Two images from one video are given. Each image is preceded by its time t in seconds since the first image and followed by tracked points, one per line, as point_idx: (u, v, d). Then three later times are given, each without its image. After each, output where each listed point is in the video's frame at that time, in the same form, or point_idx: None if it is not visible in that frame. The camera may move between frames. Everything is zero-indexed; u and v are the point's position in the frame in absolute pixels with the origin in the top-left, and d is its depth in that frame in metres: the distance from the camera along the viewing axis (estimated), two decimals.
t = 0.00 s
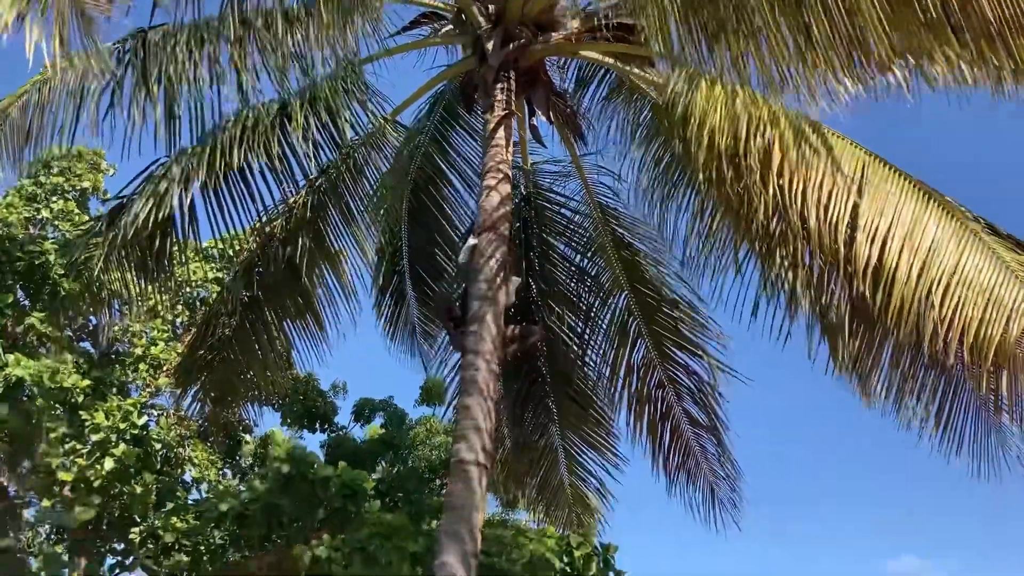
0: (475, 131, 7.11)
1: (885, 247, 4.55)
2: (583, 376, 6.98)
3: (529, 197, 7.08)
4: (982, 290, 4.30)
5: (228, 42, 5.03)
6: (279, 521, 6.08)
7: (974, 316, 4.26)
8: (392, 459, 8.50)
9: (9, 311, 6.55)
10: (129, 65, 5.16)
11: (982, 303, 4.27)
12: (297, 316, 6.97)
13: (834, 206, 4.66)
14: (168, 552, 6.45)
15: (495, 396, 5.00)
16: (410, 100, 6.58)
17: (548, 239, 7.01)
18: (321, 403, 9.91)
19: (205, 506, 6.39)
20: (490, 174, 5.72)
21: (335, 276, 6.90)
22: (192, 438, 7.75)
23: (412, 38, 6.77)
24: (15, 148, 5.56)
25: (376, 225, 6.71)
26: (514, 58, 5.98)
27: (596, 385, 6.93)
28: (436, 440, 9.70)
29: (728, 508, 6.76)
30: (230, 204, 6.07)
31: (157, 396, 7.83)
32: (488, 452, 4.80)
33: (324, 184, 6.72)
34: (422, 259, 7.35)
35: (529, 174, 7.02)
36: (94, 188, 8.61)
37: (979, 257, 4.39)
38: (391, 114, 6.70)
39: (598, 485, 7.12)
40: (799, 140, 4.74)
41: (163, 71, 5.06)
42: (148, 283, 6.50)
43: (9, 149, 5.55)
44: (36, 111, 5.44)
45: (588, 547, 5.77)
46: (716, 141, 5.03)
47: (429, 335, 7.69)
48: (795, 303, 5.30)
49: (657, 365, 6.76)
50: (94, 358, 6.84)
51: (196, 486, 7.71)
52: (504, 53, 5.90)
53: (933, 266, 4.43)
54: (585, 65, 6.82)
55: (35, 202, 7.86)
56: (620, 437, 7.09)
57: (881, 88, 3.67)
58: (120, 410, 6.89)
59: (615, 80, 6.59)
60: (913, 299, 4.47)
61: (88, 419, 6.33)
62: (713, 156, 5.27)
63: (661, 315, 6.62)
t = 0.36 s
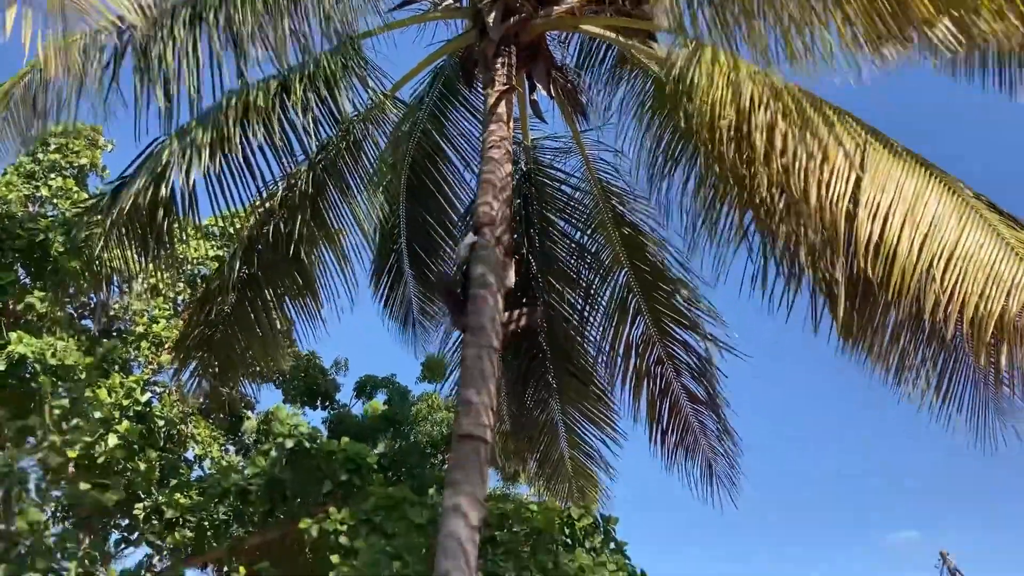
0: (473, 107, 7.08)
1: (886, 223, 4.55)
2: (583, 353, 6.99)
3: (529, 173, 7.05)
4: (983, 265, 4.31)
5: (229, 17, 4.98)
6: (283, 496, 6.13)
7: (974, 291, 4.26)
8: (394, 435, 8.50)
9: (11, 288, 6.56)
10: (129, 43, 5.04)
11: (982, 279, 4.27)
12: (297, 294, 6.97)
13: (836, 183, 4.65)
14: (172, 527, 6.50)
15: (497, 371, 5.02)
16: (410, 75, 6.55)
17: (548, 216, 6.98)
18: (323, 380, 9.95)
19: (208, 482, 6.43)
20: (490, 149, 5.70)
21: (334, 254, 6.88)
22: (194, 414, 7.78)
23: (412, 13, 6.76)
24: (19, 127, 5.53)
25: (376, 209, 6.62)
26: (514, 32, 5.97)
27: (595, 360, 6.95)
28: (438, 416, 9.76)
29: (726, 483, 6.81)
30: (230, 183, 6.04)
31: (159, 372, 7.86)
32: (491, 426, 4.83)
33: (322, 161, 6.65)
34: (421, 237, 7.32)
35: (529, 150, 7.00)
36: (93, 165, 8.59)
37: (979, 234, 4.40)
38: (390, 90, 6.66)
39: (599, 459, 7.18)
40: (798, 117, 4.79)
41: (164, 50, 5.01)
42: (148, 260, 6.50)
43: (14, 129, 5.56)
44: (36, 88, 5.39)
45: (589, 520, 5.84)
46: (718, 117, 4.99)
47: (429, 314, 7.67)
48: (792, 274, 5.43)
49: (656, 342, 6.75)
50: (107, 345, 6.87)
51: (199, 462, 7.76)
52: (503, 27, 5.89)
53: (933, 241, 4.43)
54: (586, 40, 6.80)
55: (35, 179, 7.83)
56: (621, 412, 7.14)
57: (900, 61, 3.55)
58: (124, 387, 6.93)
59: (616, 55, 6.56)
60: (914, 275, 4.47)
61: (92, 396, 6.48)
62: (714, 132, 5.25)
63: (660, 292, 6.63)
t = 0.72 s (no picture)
0: (477, 78, 6.99)
1: (892, 197, 4.51)
2: (585, 325, 6.96)
3: (530, 145, 6.99)
4: (989, 238, 4.26)
5: None
6: (286, 468, 6.14)
7: (981, 263, 4.21)
8: (396, 408, 8.48)
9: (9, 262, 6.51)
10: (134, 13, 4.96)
11: (989, 251, 4.21)
12: (297, 268, 6.92)
13: (843, 156, 4.61)
14: (176, 499, 6.53)
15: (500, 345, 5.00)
16: (410, 45, 6.45)
17: (550, 188, 6.92)
18: (325, 353, 9.95)
19: (211, 455, 6.44)
20: (492, 120, 5.63)
21: (333, 228, 6.79)
22: (197, 387, 7.77)
23: None
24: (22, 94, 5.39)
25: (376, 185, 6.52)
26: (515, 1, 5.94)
27: (595, 332, 6.95)
28: (440, 388, 9.76)
29: (725, 457, 6.81)
30: (231, 151, 5.99)
31: (161, 346, 7.84)
32: (493, 398, 4.82)
33: (325, 133, 6.56)
34: (421, 210, 7.26)
35: (531, 120, 6.95)
36: (91, 138, 8.51)
37: (986, 206, 4.36)
38: (390, 61, 6.54)
39: (600, 430, 7.20)
40: (802, 85, 4.74)
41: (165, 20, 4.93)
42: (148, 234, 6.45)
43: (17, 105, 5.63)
44: (37, 52, 5.26)
45: (591, 490, 5.86)
46: (722, 86, 4.92)
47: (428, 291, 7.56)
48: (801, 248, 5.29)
49: (657, 315, 6.74)
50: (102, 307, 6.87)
51: (202, 436, 7.77)
52: None
53: (939, 214, 4.39)
54: (590, 7, 6.68)
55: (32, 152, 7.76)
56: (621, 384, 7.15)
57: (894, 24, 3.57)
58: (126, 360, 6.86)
59: (620, 24, 6.45)
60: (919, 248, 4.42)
61: (94, 369, 6.37)
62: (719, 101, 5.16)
63: (663, 264, 6.58)
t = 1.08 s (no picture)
0: (478, 49, 6.92)
1: (899, 170, 4.46)
2: (589, 299, 6.95)
3: (533, 118, 6.89)
4: (997, 211, 4.19)
5: None
6: (290, 443, 6.17)
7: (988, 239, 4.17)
8: (397, 382, 8.65)
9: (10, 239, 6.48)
10: None
11: (996, 225, 4.16)
12: (300, 243, 6.82)
13: (850, 129, 4.53)
14: (180, 473, 6.60)
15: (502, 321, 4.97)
16: (410, 19, 6.40)
17: (553, 162, 6.86)
18: (326, 328, 9.96)
19: (215, 430, 6.47)
20: (493, 94, 5.58)
21: (336, 200, 6.76)
22: (199, 363, 7.77)
23: None
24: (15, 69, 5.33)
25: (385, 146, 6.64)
26: None
27: (599, 307, 6.92)
28: (442, 363, 9.77)
29: (728, 429, 6.82)
30: (230, 124, 5.91)
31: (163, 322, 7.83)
32: (496, 372, 4.80)
33: (325, 107, 6.47)
34: (427, 183, 7.17)
35: (532, 94, 6.87)
36: (90, 114, 8.46)
37: (998, 179, 4.24)
38: (391, 33, 6.59)
39: (604, 405, 7.20)
40: (811, 58, 4.66)
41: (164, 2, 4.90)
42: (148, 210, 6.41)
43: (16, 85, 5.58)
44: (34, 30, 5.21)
45: (593, 464, 5.87)
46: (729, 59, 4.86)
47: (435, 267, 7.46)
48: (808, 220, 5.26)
49: (660, 289, 6.67)
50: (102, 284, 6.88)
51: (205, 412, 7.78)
52: None
53: (946, 188, 4.33)
54: None
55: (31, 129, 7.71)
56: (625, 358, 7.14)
57: None
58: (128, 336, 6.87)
59: None
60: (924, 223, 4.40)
61: (95, 345, 6.36)
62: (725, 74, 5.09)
63: (666, 237, 6.49)
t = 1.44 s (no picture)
0: (478, 26, 6.74)
1: (901, 153, 4.43)
2: (593, 279, 6.93)
3: (534, 97, 6.84)
4: (1001, 193, 4.09)
5: None
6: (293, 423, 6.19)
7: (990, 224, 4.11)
8: (399, 362, 8.68)
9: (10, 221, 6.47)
10: None
11: (999, 209, 4.08)
12: (302, 223, 6.81)
13: (852, 112, 4.49)
14: (183, 454, 6.59)
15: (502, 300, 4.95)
16: None
17: (555, 141, 6.81)
18: (329, 308, 9.98)
19: (218, 410, 6.48)
20: (493, 73, 5.52)
21: (338, 177, 6.72)
22: (201, 343, 7.78)
23: None
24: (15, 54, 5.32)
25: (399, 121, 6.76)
26: None
27: (603, 286, 6.92)
28: (444, 342, 9.80)
29: (732, 408, 6.83)
30: (230, 105, 5.87)
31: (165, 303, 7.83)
32: (497, 352, 4.79)
33: (324, 89, 6.43)
34: (436, 163, 6.97)
35: (533, 73, 6.82)
36: (88, 94, 8.42)
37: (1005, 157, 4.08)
38: (390, 12, 6.48)
39: (609, 385, 7.21)
40: (813, 42, 4.66)
41: None
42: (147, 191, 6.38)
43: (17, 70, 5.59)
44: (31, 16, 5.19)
45: (595, 442, 5.88)
46: (729, 43, 4.81)
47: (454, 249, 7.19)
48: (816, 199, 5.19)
49: (664, 267, 6.63)
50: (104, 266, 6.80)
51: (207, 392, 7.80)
52: None
53: (948, 170, 4.27)
54: None
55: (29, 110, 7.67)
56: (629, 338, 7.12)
57: None
58: (129, 318, 6.85)
59: None
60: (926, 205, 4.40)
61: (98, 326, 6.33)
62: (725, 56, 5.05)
63: (671, 216, 6.45)
